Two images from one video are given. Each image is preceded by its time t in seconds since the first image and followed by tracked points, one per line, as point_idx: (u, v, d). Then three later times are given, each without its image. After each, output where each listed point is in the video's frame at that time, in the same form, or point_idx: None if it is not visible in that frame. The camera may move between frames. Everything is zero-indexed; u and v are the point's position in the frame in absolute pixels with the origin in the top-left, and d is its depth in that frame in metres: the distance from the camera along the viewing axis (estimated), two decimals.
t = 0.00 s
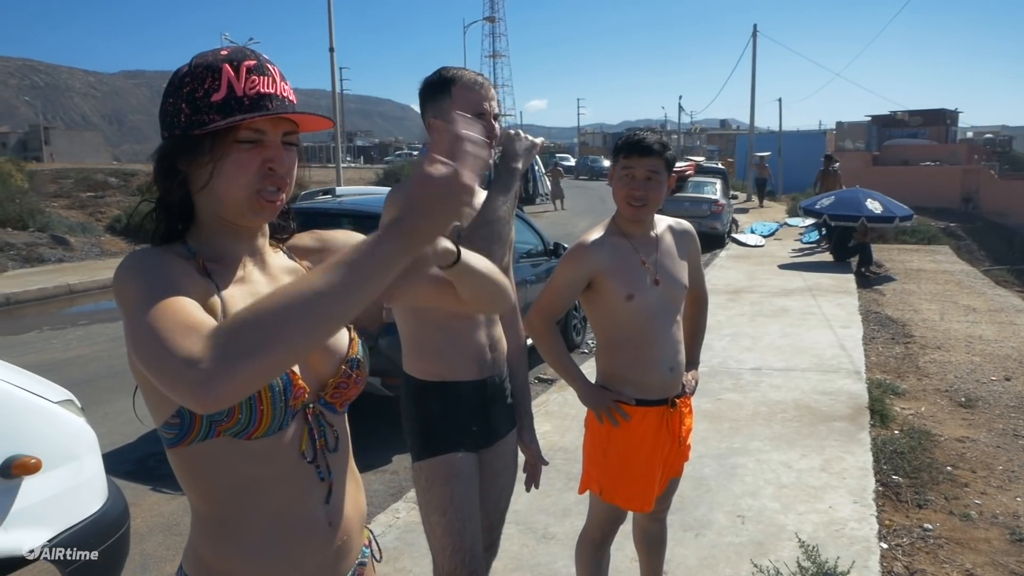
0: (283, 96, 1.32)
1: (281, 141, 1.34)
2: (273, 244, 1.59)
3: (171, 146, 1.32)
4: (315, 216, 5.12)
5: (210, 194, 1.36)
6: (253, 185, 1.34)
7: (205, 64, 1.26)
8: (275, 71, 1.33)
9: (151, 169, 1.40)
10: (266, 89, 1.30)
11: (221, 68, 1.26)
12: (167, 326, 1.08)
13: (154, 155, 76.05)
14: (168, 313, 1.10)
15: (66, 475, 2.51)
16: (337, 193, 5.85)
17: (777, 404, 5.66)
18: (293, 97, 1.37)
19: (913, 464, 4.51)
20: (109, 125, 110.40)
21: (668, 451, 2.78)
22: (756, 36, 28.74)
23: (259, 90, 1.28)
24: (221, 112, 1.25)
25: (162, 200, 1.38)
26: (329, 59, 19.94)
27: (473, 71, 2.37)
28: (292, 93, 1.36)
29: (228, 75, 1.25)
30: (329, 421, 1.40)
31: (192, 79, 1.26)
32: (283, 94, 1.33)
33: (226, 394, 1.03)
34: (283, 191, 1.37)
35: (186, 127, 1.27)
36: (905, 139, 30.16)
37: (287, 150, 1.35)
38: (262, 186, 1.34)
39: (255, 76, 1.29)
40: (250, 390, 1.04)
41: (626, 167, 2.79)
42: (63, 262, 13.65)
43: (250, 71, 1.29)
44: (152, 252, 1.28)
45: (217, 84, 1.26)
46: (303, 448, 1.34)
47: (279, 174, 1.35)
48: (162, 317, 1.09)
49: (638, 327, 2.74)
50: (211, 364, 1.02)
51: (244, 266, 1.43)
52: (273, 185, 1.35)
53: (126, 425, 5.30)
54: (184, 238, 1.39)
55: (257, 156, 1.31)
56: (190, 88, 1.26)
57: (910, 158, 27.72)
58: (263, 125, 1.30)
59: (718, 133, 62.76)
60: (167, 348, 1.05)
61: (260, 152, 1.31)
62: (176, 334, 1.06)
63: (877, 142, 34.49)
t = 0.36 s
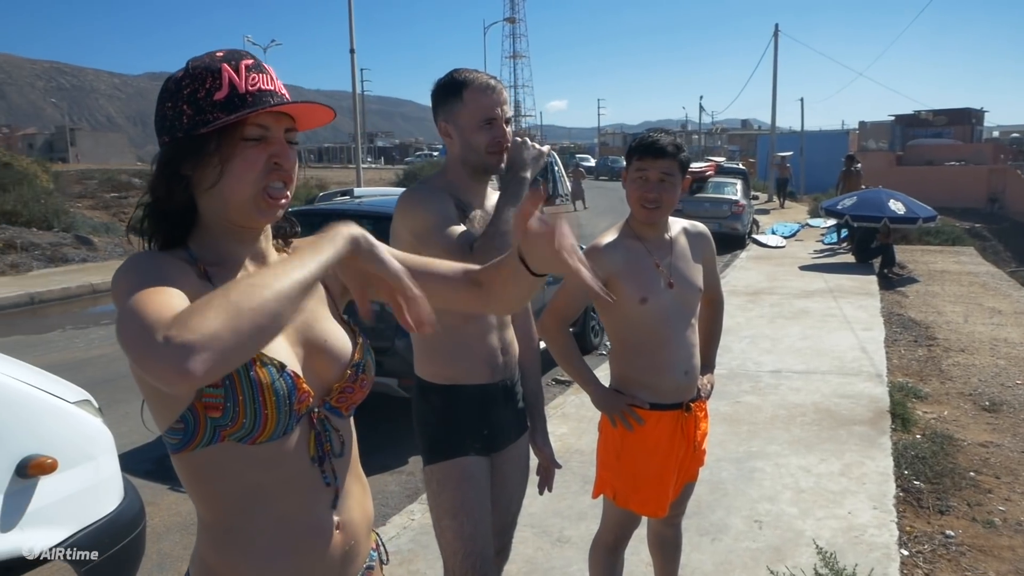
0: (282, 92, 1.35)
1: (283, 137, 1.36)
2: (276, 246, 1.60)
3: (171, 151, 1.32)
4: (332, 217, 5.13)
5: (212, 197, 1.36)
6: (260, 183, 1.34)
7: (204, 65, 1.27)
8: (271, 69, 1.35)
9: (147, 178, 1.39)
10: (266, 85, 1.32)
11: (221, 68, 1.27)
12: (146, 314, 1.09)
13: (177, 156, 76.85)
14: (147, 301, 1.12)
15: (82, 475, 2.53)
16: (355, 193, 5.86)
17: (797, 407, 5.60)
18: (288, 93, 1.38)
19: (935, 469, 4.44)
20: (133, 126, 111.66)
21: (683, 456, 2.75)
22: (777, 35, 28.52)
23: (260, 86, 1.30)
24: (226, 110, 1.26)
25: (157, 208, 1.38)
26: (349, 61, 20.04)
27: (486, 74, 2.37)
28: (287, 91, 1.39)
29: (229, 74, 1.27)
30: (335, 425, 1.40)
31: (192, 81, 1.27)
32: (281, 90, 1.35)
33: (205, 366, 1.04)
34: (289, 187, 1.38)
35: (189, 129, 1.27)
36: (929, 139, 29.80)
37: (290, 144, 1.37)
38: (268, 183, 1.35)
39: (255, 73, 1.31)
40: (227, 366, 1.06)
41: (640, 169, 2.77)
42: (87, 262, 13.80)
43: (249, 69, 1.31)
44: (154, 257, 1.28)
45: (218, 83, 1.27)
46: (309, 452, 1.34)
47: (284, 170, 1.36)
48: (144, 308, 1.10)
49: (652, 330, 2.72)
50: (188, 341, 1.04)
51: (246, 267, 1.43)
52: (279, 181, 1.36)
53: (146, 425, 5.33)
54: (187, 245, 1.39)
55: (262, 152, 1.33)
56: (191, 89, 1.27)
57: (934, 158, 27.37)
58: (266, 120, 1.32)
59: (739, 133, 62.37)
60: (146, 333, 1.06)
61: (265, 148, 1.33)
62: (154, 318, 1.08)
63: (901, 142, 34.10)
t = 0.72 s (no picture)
0: (279, 97, 1.34)
1: (281, 143, 1.35)
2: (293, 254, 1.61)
3: (174, 163, 1.34)
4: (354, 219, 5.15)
5: (218, 206, 1.37)
6: (259, 192, 1.35)
7: (198, 76, 1.29)
8: (267, 74, 1.34)
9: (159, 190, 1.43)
10: (260, 93, 1.32)
11: (212, 79, 1.28)
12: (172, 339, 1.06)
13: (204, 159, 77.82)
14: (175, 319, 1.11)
15: (104, 474, 2.55)
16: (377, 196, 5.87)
17: (821, 413, 5.53)
18: (290, 97, 1.38)
19: (964, 477, 4.36)
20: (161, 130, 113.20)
21: (702, 462, 2.72)
22: (803, 37, 28.27)
23: (252, 95, 1.30)
24: (217, 121, 1.27)
25: (169, 218, 1.41)
26: (374, 63, 20.18)
27: (501, 76, 2.37)
28: (289, 94, 1.38)
29: (221, 85, 1.28)
30: (348, 430, 1.39)
31: (187, 94, 1.29)
32: (279, 95, 1.34)
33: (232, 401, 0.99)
34: (290, 193, 1.37)
35: (187, 141, 1.30)
36: (959, 141, 29.38)
37: (289, 151, 1.36)
38: (267, 191, 1.34)
39: (248, 81, 1.31)
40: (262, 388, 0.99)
41: (660, 172, 2.75)
42: (115, 263, 13.98)
43: (242, 77, 1.31)
44: (165, 262, 1.30)
45: (210, 94, 1.28)
46: (319, 457, 1.33)
47: (283, 177, 1.35)
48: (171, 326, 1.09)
49: (671, 334, 2.69)
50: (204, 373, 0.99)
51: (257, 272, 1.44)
52: (279, 188, 1.35)
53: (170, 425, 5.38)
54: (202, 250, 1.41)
55: (258, 161, 1.33)
56: (186, 103, 1.30)
57: (964, 159, 26.97)
58: (261, 128, 1.32)
59: (764, 136, 61.94)
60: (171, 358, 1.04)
61: (261, 157, 1.33)
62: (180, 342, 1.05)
63: (930, 144, 33.63)
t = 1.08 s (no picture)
0: (300, 99, 1.36)
1: (303, 144, 1.37)
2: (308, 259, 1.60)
3: (194, 165, 1.35)
4: (380, 221, 5.17)
5: (236, 208, 1.38)
6: (281, 192, 1.35)
7: (220, 78, 1.30)
8: (287, 77, 1.36)
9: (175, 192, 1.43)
10: (283, 94, 1.33)
11: (236, 80, 1.29)
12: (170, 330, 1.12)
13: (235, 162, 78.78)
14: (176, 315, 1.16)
15: (131, 473, 2.58)
16: (404, 197, 5.89)
17: (850, 418, 5.45)
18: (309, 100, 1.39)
19: (997, 485, 4.27)
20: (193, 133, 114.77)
21: (726, 468, 2.68)
22: (834, 37, 27.94)
23: (275, 96, 1.32)
24: (242, 122, 1.29)
25: (187, 219, 1.41)
26: (402, 67, 20.30)
27: (522, 78, 2.36)
28: (308, 98, 1.40)
29: (244, 86, 1.29)
30: (364, 433, 1.39)
31: (209, 96, 1.30)
32: (300, 97, 1.36)
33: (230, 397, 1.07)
34: (312, 193, 1.39)
35: (210, 142, 1.30)
36: (995, 142, 28.82)
37: (311, 152, 1.38)
38: (290, 191, 1.35)
39: (271, 82, 1.33)
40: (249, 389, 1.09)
41: (684, 175, 2.72)
42: (147, 264, 14.18)
43: (264, 79, 1.32)
44: (181, 267, 1.30)
45: (234, 95, 1.29)
46: (336, 460, 1.33)
47: (306, 178, 1.37)
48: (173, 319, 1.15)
49: (695, 339, 2.66)
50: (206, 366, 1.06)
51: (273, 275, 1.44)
52: (301, 189, 1.37)
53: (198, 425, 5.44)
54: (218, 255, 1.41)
55: (281, 162, 1.34)
56: (208, 104, 1.30)
57: (1001, 160, 26.46)
58: (284, 128, 1.34)
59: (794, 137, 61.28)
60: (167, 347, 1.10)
61: (284, 158, 1.34)
62: (169, 342, 1.10)
63: (966, 144, 33.04)
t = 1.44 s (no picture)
0: (312, 100, 1.35)
1: (315, 147, 1.36)
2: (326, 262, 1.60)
3: (210, 169, 1.37)
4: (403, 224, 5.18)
5: (251, 211, 1.38)
6: (292, 195, 1.35)
7: (234, 83, 1.32)
8: (302, 80, 1.37)
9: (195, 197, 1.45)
10: (294, 96, 1.33)
11: (249, 84, 1.31)
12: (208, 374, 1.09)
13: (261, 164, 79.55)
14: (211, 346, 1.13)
15: (153, 474, 2.60)
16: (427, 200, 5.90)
17: (877, 423, 5.37)
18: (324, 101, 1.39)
19: None
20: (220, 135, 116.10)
21: (749, 474, 2.65)
22: (863, 36, 27.60)
23: (286, 98, 1.32)
24: (252, 124, 1.29)
25: (207, 223, 1.44)
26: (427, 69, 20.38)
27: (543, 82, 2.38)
28: (324, 102, 1.40)
29: (256, 89, 1.30)
30: (378, 439, 1.40)
31: (223, 100, 1.33)
32: (312, 99, 1.36)
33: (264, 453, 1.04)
34: (323, 198, 1.38)
35: (225, 145, 1.32)
36: None
37: (323, 155, 1.38)
38: (301, 195, 1.35)
39: (282, 85, 1.33)
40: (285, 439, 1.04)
41: (709, 177, 2.70)
42: (175, 265, 14.34)
43: (276, 82, 1.33)
44: (196, 275, 1.30)
45: (246, 99, 1.31)
46: (347, 466, 1.33)
47: (317, 181, 1.36)
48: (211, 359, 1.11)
49: (718, 342, 2.63)
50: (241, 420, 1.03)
51: (287, 281, 1.43)
52: (313, 193, 1.36)
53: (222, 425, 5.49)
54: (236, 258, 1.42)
55: (292, 165, 1.34)
56: (222, 108, 1.33)
57: None
58: (295, 130, 1.33)
59: (821, 137, 60.63)
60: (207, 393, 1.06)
61: (295, 160, 1.34)
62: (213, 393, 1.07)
63: (998, 144, 32.50)
